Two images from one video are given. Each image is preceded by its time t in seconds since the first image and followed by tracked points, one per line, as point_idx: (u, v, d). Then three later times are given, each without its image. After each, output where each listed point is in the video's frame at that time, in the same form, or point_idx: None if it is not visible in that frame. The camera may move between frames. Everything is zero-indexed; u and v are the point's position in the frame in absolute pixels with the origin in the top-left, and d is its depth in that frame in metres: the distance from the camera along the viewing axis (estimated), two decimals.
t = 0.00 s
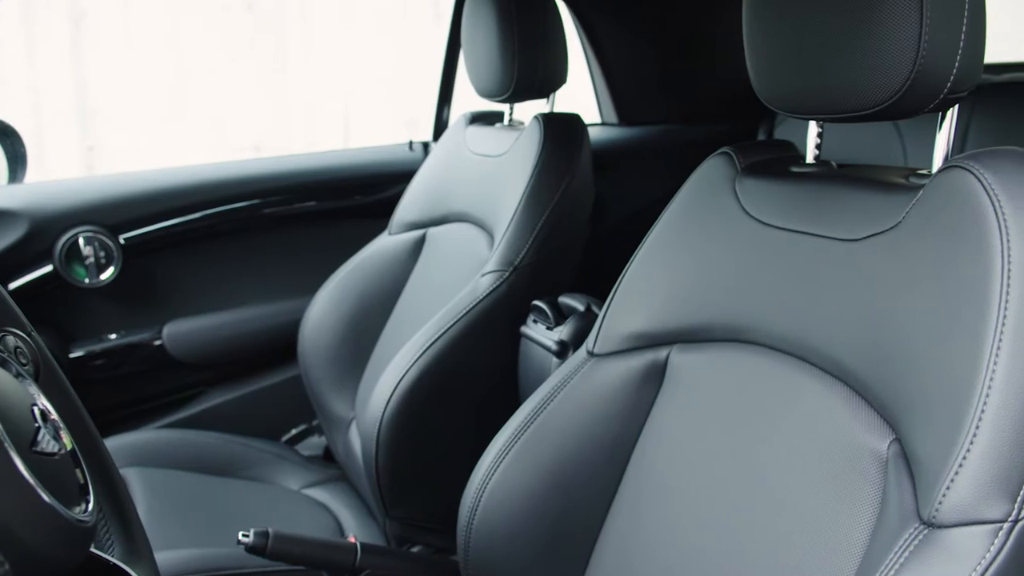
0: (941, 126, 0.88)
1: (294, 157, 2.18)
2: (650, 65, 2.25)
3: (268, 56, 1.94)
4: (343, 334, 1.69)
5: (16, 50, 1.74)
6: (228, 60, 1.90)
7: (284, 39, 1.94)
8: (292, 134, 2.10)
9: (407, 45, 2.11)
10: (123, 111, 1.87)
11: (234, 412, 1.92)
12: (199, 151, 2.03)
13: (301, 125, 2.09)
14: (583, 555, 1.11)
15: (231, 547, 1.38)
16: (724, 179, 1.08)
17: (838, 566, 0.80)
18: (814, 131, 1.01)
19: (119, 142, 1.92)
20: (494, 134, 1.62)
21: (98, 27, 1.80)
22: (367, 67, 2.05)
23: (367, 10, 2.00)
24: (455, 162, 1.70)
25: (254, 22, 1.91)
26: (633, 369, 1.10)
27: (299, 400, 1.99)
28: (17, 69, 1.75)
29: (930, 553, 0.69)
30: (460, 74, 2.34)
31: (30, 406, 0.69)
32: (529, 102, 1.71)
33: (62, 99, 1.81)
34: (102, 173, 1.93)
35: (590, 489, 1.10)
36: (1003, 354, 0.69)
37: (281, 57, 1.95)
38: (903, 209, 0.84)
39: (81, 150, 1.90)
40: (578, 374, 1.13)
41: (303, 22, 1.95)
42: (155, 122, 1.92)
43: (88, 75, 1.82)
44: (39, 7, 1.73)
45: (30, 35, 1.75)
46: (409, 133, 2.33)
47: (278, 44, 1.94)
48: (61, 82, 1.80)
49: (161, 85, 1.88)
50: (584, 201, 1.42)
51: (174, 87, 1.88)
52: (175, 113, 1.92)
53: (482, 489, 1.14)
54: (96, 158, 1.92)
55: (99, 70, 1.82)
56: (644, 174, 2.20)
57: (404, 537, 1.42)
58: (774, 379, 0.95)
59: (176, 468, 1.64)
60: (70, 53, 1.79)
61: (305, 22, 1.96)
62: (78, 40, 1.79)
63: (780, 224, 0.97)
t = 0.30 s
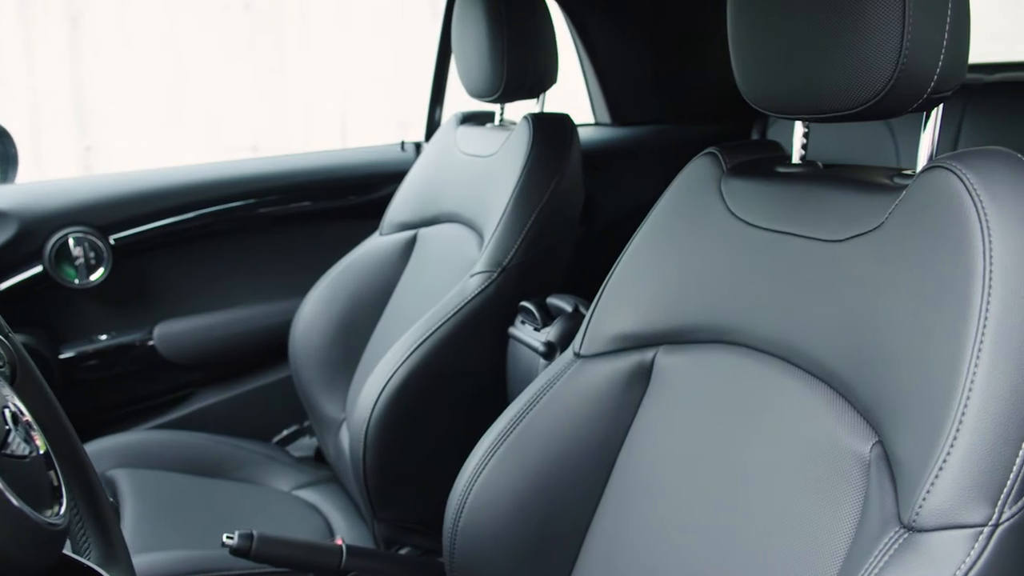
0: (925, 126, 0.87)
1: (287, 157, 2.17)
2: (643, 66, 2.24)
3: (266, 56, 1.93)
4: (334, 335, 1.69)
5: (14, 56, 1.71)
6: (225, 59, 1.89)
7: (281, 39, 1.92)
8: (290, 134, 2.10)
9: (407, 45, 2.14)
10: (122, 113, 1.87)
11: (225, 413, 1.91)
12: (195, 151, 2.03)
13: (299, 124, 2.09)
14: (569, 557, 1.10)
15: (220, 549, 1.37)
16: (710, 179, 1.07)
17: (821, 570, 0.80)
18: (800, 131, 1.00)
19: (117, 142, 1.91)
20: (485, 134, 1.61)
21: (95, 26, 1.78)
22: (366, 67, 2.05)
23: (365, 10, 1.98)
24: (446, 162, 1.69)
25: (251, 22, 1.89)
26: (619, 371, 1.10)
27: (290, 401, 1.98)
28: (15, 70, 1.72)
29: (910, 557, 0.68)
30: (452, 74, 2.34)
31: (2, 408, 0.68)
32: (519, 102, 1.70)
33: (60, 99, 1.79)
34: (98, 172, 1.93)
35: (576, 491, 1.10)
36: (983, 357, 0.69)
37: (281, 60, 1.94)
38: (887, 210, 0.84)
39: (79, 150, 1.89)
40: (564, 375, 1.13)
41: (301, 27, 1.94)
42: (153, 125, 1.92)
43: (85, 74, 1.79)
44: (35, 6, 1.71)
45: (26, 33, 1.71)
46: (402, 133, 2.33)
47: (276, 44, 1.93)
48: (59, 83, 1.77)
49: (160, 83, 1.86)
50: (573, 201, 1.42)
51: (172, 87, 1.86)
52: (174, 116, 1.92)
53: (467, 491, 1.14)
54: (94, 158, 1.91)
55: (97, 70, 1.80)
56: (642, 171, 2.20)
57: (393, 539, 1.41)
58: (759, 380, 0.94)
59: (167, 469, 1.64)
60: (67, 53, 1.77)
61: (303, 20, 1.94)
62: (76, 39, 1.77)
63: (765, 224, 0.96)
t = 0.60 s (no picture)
0: (908, 125, 0.87)
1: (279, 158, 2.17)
2: (635, 66, 2.24)
3: (263, 56, 1.94)
4: (324, 335, 1.68)
5: (10, 56, 1.71)
6: (222, 61, 1.89)
7: (278, 39, 1.93)
8: (289, 133, 2.10)
9: (403, 43, 2.16)
10: (120, 114, 1.85)
11: (215, 414, 1.91)
12: (193, 152, 2.02)
13: (297, 123, 2.09)
14: (554, 560, 1.10)
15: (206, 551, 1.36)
16: (694, 180, 1.06)
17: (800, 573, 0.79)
18: (785, 131, 0.99)
19: (115, 142, 1.90)
20: (474, 134, 1.60)
21: (93, 25, 1.77)
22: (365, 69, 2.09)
23: (366, 8, 2.01)
24: (436, 163, 1.68)
25: (248, 22, 1.90)
26: (604, 373, 1.09)
27: (281, 402, 1.98)
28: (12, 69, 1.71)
29: (888, 562, 0.67)
30: (444, 74, 2.34)
31: None
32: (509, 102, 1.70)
33: (57, 99, 1.77)
34: (97, 172, 1.91)
35: (561, 493, 1.09)
36: (963, 360, 0.68)
37: (279, 59, 1.95)
38: (868, 211, 0.83)
39: (76, 150, 1.87)
40: (550, 376, 1.12)
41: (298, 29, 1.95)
42: (150, 125, 1.90)
43: (81, 73, 1.78)
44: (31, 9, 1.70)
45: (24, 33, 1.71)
46: (394, 134, 2.32)
47: (273, 44, 1.94)
48: (56, 86, 1.76)
49: (156, 88, 1.85)
50: (561, 201, 1.41)
51: (170, 88, 1.86)
52: (171, 116, 1.91)
53: (451, 492, 1.13)
54: (91, 158, 1.89)
55: (95, 70, 1.79)
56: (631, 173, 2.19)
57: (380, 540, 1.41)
58: (742, 382, 0.93)
59: (156, 471, 1.63)
60: (63, 52, 1.75)
61: (301, 21, 1.95)
62: (72, 39, 1.76)
63: (749, 224, 0.96)
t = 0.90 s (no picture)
0: (892, 126, 0.86)
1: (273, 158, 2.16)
2: (628, 66, 2.24)
3: (260, 56, 1.93)
4: (315, 336, 1.67)
5: (9, 56, 1.70)
6: (219, 61, 1.89)
7: (276, 40, 1.93)
8: (286, 135, 2.09)
9: (400, 43, 2.15)
10: (118, 114, 1.85)
11: (206, 415, 1.90)
12: (193, 150, 2.01)
13: (295, 124, 2.08)
14: (539, 562, 1.09)
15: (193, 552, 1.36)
16: (679, 179, 1.05)
17: None
18: (770, 131, 0.99)
19: (112, 142, 1.89)
20: (464, 134, 1.60)
21: (90, 25, 1.76)
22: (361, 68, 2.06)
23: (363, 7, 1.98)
24: (427, 163, 1.68)
25: (244, 23, 1.89)
26: (590, 374, 1.08)
27: (272, 403, 1.97)
28: (10, 69, 1.70)
29: (867, 566, 0.66)
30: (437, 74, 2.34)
31: None
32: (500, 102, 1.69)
33: (54, 99, 1.76)
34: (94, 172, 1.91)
35: (546, 495, 1.08)
36: (943, 362, 0.68)
37: (276, 59, 1.94)
38: (850, 211, 0.82)
39: (74, 151, 1.87)
40: (536, 377, 1.12)
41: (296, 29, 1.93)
42: (149, 125, 1.91)
43: (78, 73, 1.77)
44: (28, 9, 1.69)
45: (22, 35, 1.70)
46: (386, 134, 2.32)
47: (271, 45, 1.93)
48: (53, 87, 1.76)
49: (155, 86, 1.85)
50: (549, 202, 1.41)
51: (167, 88, 1.85)
52: (171, 116, 1.91)
53: (437, 494, 1.12)
54: (89, 158, 1.89)
55: (92, 71, 1.78)
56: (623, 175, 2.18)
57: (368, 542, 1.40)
58: (726, 383, 0.93)
59: (145, 472, 1.63)
60: (60, 53, 1.75)
61: (299, 22, 1.93)
62: (70, 40, 1.75)
63: (733, 224, 0.95)
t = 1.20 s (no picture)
0: (875, 126, 0.85)
1: (266, 158, 2.16)
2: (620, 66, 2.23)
3: (257, 54, 1.92)
4: (305, 337, 1.66)
5: (5, 55, 1.68)
6: (217, 60, 1.88)
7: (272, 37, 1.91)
8: (283, 134, 2.09)
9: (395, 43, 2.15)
10: (115, 115, 1.85)
11: (197, 416, 1.90)
12: (192, 149, 2.01)
13: (292, 124, 2.08)
14: (525, 564, 1.09)
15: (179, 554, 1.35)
16: (664, 180, 1.04)
17: None
18: (755, 131, 0.98)
19: (110, 141, 1.89)
20: (454, 135, 1.59)
21: (88, 25, 1.75)
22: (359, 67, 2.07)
23: (356, 7, 1.98)
24: (417, 164, 1.67)
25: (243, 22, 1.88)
26: (575, 375, 1.08)
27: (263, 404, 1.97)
28: (7, 70, 1.69)
29: (845, 570, 0.66)
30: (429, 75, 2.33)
31: None
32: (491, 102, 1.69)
33: (52, 100, 1.76)
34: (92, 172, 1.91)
35: (531, 497, 1.08)
36: (922, 364, 0.67)
37: (273, 58, 1.93)
38: (832, 212, 0.82)
39: (72, 151, 1.86)
40: (521, 379, 1.11)
41: (292, 27, 1.92)
42: (146, 125, 1.90)
43: (75, 73, 1.77)
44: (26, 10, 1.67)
45: (19, 36, 1.69)
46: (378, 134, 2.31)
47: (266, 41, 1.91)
48: (51, 87, 1.75)
49: (153, 86, 1.85)
50: (538, 202, 1.40)
51: (165, 87, 1.85)
52: (168, 116, 1.91)
53: (422, 496, 1.12)
54: (86, 158, 1.88)
55: (90, 72, 1.78)
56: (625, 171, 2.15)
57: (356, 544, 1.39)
58: (709, 385, 0.92)
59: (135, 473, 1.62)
60: (58, 54, 1.74)
61: (295, 23, 1.92)
62: (67, 40, 1.74)
63: (717, 225, 0.94)
